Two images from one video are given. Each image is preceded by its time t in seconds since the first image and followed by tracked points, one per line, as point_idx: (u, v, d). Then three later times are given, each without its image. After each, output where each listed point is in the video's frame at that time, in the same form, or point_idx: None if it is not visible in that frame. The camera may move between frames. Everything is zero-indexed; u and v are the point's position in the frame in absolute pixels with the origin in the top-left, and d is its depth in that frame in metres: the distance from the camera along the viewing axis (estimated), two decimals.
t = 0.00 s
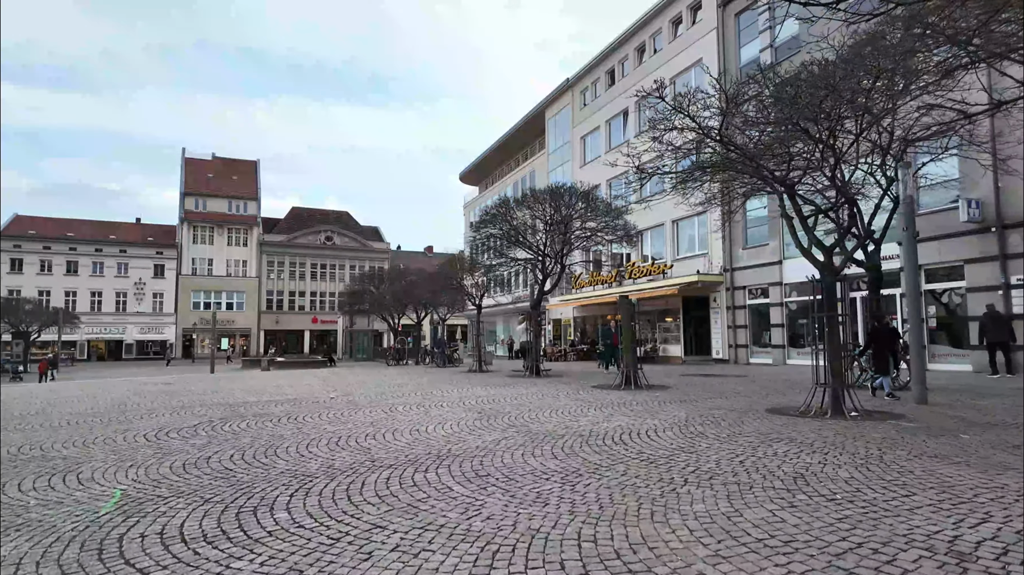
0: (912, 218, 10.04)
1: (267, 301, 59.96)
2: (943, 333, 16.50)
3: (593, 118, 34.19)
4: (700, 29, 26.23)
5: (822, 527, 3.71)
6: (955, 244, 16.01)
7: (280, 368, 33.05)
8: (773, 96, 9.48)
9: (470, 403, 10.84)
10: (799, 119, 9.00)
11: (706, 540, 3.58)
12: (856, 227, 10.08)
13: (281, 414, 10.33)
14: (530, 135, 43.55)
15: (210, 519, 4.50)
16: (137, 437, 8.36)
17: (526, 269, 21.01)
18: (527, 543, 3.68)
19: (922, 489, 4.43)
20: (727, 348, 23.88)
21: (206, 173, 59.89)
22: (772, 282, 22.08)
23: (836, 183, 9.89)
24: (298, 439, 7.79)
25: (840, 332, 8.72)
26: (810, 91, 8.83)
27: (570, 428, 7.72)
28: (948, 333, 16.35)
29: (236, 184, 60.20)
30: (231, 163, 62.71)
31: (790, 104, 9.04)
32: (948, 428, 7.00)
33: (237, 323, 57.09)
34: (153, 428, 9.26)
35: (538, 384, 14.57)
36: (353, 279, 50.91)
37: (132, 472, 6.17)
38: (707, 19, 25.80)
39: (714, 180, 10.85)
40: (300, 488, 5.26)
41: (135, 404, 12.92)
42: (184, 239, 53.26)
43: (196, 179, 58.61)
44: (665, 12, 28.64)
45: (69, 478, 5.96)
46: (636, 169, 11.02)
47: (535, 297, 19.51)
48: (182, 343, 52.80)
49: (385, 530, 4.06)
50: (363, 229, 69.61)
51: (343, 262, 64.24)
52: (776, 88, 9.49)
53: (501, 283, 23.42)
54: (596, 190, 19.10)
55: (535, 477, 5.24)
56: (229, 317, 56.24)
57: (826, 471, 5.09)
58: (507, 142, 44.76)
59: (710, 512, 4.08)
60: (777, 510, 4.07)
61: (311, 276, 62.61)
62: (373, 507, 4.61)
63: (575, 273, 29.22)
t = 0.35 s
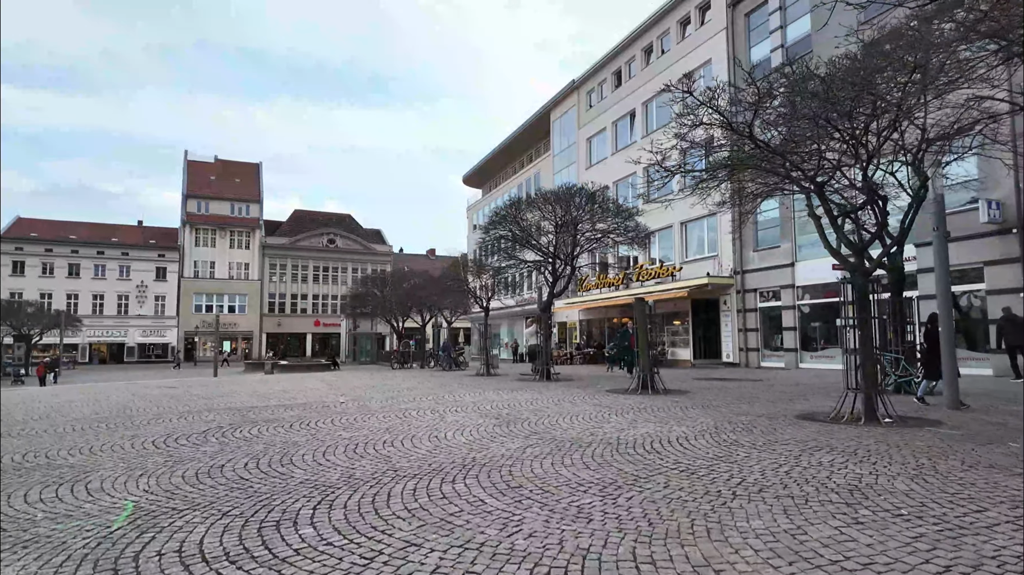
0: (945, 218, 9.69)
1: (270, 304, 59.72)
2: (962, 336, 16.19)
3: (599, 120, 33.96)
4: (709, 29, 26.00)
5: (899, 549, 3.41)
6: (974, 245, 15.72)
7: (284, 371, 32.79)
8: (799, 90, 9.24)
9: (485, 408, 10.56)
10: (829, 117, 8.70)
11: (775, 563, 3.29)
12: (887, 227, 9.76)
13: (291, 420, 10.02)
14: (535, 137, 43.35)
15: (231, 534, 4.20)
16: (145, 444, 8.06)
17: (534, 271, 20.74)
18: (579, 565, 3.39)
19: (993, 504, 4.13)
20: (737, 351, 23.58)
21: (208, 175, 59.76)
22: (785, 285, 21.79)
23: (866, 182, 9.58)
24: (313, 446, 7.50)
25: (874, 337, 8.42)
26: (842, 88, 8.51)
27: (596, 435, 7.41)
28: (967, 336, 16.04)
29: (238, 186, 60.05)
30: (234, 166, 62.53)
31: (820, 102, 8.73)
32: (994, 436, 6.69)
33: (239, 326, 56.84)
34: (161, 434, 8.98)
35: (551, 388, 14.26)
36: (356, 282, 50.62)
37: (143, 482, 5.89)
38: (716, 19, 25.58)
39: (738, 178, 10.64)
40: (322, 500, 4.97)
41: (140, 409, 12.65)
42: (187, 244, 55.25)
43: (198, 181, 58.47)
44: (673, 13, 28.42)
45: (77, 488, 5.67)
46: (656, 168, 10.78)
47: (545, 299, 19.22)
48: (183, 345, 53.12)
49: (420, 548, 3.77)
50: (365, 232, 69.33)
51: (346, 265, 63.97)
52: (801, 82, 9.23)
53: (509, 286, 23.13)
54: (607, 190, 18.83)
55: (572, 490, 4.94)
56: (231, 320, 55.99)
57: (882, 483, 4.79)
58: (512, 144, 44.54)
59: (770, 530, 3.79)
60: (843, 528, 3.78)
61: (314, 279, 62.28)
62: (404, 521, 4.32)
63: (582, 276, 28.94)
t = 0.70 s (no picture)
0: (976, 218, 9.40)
1: (270, 306, 59.46)
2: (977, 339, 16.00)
3: (603, 120, 33.76)
4: (716, 28, 25.83)
5: (979, 568, 3.16)
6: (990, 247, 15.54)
7: (286, 374, 32.54)
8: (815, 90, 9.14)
9: (498, 412, 10.30)
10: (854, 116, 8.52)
11: None
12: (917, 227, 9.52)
13: (302, 425, 9.79)
14: (538, 138, 43.16)
15: (253, 550, 3.95)
16: (153, 451, 7.83)
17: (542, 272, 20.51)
18: None
19: None
20: (746, 354, 23.35)
21: (209, 176, 59.53)
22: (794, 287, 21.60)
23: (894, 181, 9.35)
24: (327, 453, 7.25)
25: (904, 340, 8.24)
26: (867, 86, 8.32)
27: (621, 441, 7.15)
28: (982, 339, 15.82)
29: (239, 187, 59.83)
30: (234, 167, 62.31)
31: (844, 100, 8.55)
32: None
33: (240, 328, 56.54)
34: (168, 439, 8.73)
35: (562, 391, 14.03)
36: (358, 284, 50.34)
37: (154, 492, 5.64)
38: (722, 18, 25.42)
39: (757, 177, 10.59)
40: (345, 512, 4.72)
41: (145, 413, 12.40)
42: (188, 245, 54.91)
43: (199, 182, 58.24)
44: (678, 12, 28.25)
45: (87, 498, 5.44)
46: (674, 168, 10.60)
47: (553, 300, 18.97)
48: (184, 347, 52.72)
49: (459, 567, 3.52)
50: (366, 233, 69.07)
51: (347, 266, 63.68)
52: (818, 81, 9.12)
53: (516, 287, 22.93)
54: (615, 191, 18.62)
55: (610, 501, 4.69)
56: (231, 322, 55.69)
57: (936, 494, 4.54)
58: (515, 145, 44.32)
59: (833, 548, 3.53)
60: (911, 545, 3.52)
61: (315, 281, 61.95)
62: (437, 536, 4.06)
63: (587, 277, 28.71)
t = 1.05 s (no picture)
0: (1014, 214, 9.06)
1: (270, 307, 59.12)
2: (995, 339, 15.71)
3: (608, 119, 33.49)
4: (724, 26, 25.55)
5: None
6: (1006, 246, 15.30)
7: (287, 375, 32.19)
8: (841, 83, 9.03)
9: (512, 415, 9.98)
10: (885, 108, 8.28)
11: None
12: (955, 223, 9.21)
13: (311, 428, 9.46)
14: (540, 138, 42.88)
15: (277, 568, 3.64)
16: (158, 456, 7.50)
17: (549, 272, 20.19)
18: None
19: None
20: (755, 354, 23.07)
21: (208, 176, 59.11)
22: (805, 287, 21.37)
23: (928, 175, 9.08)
24: (342, 458, 6.93)
25: (941, 340, 8.01)
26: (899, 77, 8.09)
27: (650, 446, 6.85)
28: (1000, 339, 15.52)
29: (238, 187, 59.46)
30: (234, 167, 61.92)
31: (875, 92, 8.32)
32: None
33: (240, 329, 56.23)
34: (173, 444, 8.39)
35: (574, 393, 13.73)
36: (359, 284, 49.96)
37: (164, 502, 5.32)
38: (730, 16, 25.14)
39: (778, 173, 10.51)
40: (372, 524, 4.42)
41: (146, 415, 12.06)
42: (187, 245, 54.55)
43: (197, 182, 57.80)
44: (685, 10, 27.95)
45: (92, 509, 5.11)
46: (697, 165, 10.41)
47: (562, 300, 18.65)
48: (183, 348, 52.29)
49: None
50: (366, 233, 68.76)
51: (347, 267, 63.35)
52: (844, 74, 9.02)
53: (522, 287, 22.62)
54: (625, 189, 18.33)
55: (654, 512, 4.38)
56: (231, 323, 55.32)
57: (1006, 505, 4.24)
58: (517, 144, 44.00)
59: (915, 567, 3.23)
60: (1001, 564, 3.21)
61: (315, 281, 61.65)
62: (476, 553, 3.75)
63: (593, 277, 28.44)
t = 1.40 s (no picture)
0: None
1: (270, 309, 58.79)
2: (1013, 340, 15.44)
3: (613, 119, 33.26)
4: (731, 25, 25.31)
5: None
6: None
7: (289, 378, 31.85)
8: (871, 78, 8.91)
9: (528, 420, 9.71)
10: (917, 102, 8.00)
11: None
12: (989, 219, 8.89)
13: (322, 433, 9.18)
14: (544, 139, 42.66)
15: None
16: (167, 463, 7.21)
17: (558, 273, 19.93)
18: None
19: None
20: (765, 357, 22.81)
21: (208, 177, 58.80)
22: (816, 289, 21.11)
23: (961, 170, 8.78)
24: (359, 467, 6.65)
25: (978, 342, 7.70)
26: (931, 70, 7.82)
27: (679, 453, 6.59)
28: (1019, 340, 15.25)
29: (239, 188, 59.17)
30: (234, 168, 61.59)
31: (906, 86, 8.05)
32: None
33: (240, 331, 55.89)
34: (182, 450, 8.10)
35: (588, 396, 13.48)
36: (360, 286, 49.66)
37: (178, 515, 5.03)
38: (739, 15, 24.89)
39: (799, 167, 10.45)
40: (403, 540, 4.13)
41: (149, 419, 11.76)
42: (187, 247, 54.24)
43: (198, 183, 57.50)
44: (691, 9, 27.70)
45: (102, 523, 4.82)
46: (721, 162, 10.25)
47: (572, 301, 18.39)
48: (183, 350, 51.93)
49: None
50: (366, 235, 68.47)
51: (347, 268, 63.05)
52: (872, 69, 8.77)
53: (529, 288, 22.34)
54: (635, 189, 18.08)
55: (704, 528, 4.10)
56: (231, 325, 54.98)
57: None
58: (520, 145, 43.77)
59: None
60: None
61: (315, 283, 61.37)
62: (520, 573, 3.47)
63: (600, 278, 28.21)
